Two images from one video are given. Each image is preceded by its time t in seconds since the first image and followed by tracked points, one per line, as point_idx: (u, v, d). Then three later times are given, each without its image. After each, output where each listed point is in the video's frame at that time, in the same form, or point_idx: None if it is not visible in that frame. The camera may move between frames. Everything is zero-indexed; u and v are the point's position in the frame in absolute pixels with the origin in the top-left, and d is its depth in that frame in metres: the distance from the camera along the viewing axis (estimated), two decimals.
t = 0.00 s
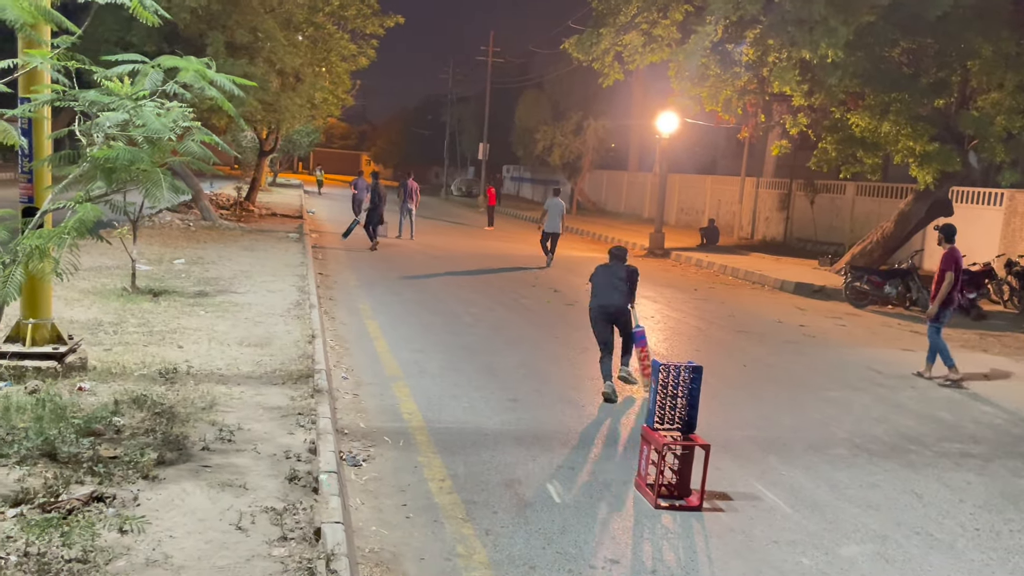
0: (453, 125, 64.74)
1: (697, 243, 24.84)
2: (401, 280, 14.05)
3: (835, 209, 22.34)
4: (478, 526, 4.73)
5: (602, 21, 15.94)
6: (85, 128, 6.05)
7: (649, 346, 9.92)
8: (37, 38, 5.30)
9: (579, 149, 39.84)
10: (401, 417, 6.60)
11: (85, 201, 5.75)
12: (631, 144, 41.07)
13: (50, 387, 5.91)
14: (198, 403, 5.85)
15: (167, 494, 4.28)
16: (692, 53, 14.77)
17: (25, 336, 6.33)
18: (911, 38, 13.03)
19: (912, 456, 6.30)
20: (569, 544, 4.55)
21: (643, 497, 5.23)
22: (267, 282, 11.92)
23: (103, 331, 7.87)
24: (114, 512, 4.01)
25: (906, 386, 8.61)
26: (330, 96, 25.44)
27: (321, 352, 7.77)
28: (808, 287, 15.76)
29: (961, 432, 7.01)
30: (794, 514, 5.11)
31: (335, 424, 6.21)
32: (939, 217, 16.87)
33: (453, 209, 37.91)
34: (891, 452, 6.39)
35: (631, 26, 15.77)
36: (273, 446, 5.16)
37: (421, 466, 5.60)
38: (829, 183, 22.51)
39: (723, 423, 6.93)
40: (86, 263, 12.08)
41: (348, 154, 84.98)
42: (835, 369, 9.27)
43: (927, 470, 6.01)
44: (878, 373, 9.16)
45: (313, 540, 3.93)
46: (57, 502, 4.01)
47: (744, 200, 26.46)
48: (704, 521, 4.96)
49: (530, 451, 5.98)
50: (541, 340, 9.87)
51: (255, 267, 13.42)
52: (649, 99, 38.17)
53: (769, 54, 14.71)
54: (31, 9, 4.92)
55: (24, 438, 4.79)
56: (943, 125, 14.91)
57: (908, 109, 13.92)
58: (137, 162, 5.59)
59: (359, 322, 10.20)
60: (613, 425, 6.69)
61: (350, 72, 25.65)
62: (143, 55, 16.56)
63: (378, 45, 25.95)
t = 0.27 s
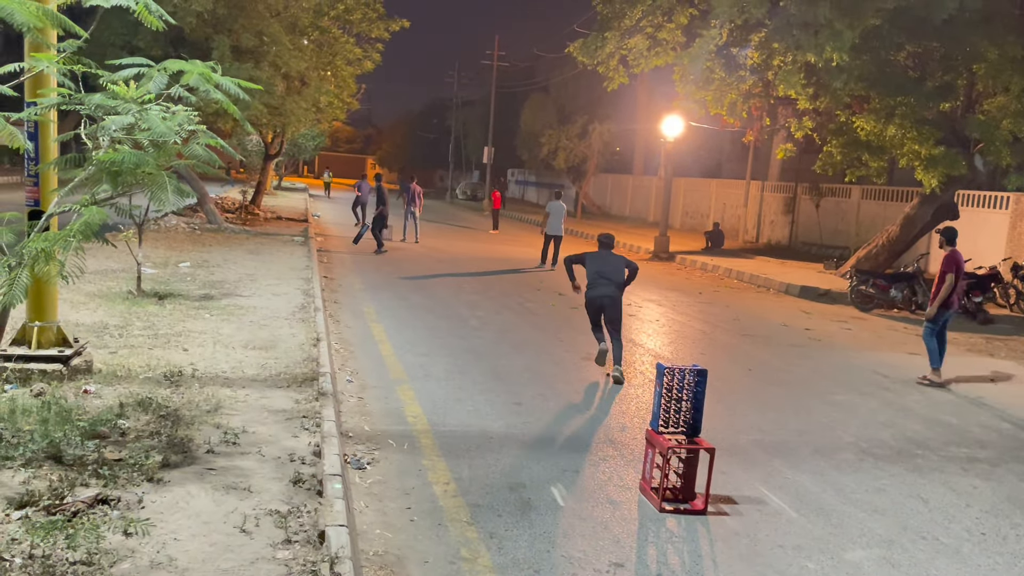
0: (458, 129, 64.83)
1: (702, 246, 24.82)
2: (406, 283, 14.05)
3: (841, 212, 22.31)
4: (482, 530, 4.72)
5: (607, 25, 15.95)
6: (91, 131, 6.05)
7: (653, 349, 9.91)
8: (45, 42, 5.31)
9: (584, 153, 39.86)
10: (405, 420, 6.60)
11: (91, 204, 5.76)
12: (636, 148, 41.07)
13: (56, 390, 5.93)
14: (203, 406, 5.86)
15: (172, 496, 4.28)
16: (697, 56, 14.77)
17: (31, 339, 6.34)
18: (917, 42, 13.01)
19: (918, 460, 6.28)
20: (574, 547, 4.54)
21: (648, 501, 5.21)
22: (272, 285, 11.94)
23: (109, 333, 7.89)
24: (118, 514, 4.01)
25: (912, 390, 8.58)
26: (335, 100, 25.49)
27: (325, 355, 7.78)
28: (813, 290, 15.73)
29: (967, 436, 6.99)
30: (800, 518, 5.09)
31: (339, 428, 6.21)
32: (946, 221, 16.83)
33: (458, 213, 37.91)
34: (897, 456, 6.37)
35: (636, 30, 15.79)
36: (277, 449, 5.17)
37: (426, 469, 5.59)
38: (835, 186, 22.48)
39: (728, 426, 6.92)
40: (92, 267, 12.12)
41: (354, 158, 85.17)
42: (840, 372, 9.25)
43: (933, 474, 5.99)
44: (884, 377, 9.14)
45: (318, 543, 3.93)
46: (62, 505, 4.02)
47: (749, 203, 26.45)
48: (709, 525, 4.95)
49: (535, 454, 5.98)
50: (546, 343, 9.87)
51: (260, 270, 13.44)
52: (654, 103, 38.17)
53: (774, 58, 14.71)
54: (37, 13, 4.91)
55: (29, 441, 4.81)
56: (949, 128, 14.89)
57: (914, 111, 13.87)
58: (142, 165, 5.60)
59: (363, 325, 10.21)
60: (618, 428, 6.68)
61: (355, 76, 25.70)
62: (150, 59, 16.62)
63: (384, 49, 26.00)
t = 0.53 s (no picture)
0: (461, 134, 64.91)
1: (705, 251, 24.82)
2: (409, 287, 14.06)
3: (844, 217, 22.29)
4: (484, 534, 4.72)
5: (609, 29, 15.99)
6: (94, 137, 6.08)
7: (656, 353, 9.92)
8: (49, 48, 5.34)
9: (587, 157, 39.87)
10: (407, 425, 6.60)
11: (94, 209, 5.78)
12: (638, 152, 41.08)
13: (59, 394, 5.94)
14: (205, 411, 5.87)
15: (174, 501, 4.29)
16: (700, 61, 14.78)
17: (34, 344, 6.36)
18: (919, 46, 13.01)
19: (921, 465, 6.27)
20: (576, 552, 4.54)
21: (650, 506, 5.21)
22: (275, 289, 11.95)
23: (112, 338, 7.91)
24: (121, 519, 4.01)
25: (915, 394, 8.56)
26: (338, 105, 25.53)
27: (328, 359, 7.79)
28: (816, 294, 15.73)
29: (970, 440, 6.97)
30: (803, 523, 5.08)
31: (342, 432, 6.22)
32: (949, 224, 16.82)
33: (462, 217, 37.94)
34: (900, 460, 6.36)
35: (639, 34, 15.81)
36: (279, 453, 5.17)
37: (428, 473, 5.60)
38: (838, 190, 22.46)
39: (731, 431, 6.91)
40: (96, 271, 12.14)
41: (357, 162, 85.28)
42: (844, 376, 9.25)
43: (935, 478, 5.98)
44: (887, 381, 9.12)
45: (320, 547, 3.93)
46: (65, 509, 4.02)
47: (752, 207, 26.44)
48: (712, 530, 4.94)
49: (538, 459, 5.98)
50: (549, 347, 9.88)
51: (263, 275, 13.46)
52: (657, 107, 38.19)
53: (776, 62, 14.71)
54: (41, 19, 4.94)
55: (32, 445, 4.82)
56: (952, 132, 14.88)
57: (916, 116, 13.87)
58: (146, 170, 5.62)
59: (366, 330, 10.22)
60: (620, 433, 6.68)
61: (358, 81, 25.75)
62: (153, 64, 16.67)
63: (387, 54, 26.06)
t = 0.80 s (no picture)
0: (463, 140, 64.99)
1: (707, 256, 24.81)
2: (411, 294, 14.06)
3: (846, 222, 22.28)
4: (486, 541, 4.72)
5: (611, 36, 16.03)
6: (97, 144, 6.10)
7: (658, 359, 9.92)
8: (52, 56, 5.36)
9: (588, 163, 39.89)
10: (410, 431, 6.61)
11: (97, 217, 5.79)
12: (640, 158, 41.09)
13: (61, 401, 5.95)
14: (207, 418, 5.88)
15: (177, 508, 4.29)
16: (701, 67, 14.81)
17: (37, 351, 6.37)
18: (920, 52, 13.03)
19: (923, 471, 6.26)
20: (578, 558, 4.54)
21: (653, 513, 5.21)
22: (277, 296, 11.97)
23: (114, 345, 7.92)
24: (123, 526, 4.02)
25: (917, 400, 8.55)
26: (340, 111, 25.56)
27: (330, 366, 7.80)
28: (818, 300, 15.72)
29: (972, 446, 6.96)
30: (805, 530, 5.07)
31: (344, 439, 6.22)
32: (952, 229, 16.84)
33: (464, 223, 37.97)
34: (902, 466, 6.35)
35: (640, 41, 15.84)
36: (282, 460, 5.18)
37: (430, 480, 5.60)
38: (840, 196, 22.45)
39: (733, 437, 6.91)
40: (99, 278, 12.16)
41: (359, 168, 85.39)
42: (846, 382, 9.24)
43: (938, 485, 5.97)
44: (890, 387, 9.12)
45: (321, 555, 3.93)
46: (67, 517, 4.03)
47: (753, 213, 26.44)
48: (714, 537, 4.94)
49: (539, 465, 5.98)
50: (550, 353, 9.88)
51: (266, 281, 13.47)
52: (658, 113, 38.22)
53: (777, 68, 14.73)
54: (45, 28, 4.96)
55: (35, 453, 4.83)
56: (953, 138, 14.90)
57: (917, 122, 13.88)
58: (148, 178, 5.63)
59: (368, 336, 10.23)
60: (623, 439, 6.68)
61: (360, 87, 25.80)
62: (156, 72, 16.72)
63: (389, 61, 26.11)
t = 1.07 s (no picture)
0: (465, 146, 65.09)
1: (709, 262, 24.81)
2: (413, 300, 14.07)
3: (848, 227, 22.26)
4: (487, 549, 4.71)
5: (612, 42, 16.07)
6: (100, 152, 6.11)
7: (661, 365, 9.91)
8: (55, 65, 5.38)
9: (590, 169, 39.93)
10: (411, 438, 6.60)
11: (99, 225, 5.81)
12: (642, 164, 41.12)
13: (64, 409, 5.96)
14: (209, 425, 5.88)
15: (178, 516, 4.29)
16: (702, 73, 14.83)
17: (40, 358, 6.38)
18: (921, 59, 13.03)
19: (926, 477, 6.24)
20: (580, 566, 4.53)
21: (655, 520, 5.19)
22: (279, 302, 11.98)
23: (116, 352, 7.93)
24: (125, 534, 4.02)
25: (920, 406, 8.53)
26: (343, 118, 25.62)
27: (332, 373, 7.80)
28: (821, 306, 15.71)
29: (976, 452, 6.94)
30: (808, 537, 5.06)
31: (346, 446, 6.22)
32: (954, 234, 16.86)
33: (466, 229, 37.99)
34: (905, 473, 6.33)
35: (641, 47, 15.87)
36: (283, 468, 5.18)
37: (432, 487, 5.59)
38: (842, 201, 22.44)
39: (736, 444, 6.90)
40: (101, 285, 12.18)
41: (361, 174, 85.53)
42: (849, 388, 9.23)
43: (941, 491, 5.96)
44: (892, 393, 9.10)
45: (323, 562, 3.93)
46: (69, 524, 4.03)
47: (755, 218, 26.44)
48: (717, 544, 4.92)
49: (541, 472, 5.97)
50: (552, 360, 9.87)
51: (268, 288, 13.49)
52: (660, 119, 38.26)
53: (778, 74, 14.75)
54: (48, 37, 4.97)
55: (37, 460, 4.84)
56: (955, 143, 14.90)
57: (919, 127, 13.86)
58: (151, 186, 5.64)
59: (370, 343, 10.23)
60: (625, 446, 6.67)
61: (362, 94, 25.86)
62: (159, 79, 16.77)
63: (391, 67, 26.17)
